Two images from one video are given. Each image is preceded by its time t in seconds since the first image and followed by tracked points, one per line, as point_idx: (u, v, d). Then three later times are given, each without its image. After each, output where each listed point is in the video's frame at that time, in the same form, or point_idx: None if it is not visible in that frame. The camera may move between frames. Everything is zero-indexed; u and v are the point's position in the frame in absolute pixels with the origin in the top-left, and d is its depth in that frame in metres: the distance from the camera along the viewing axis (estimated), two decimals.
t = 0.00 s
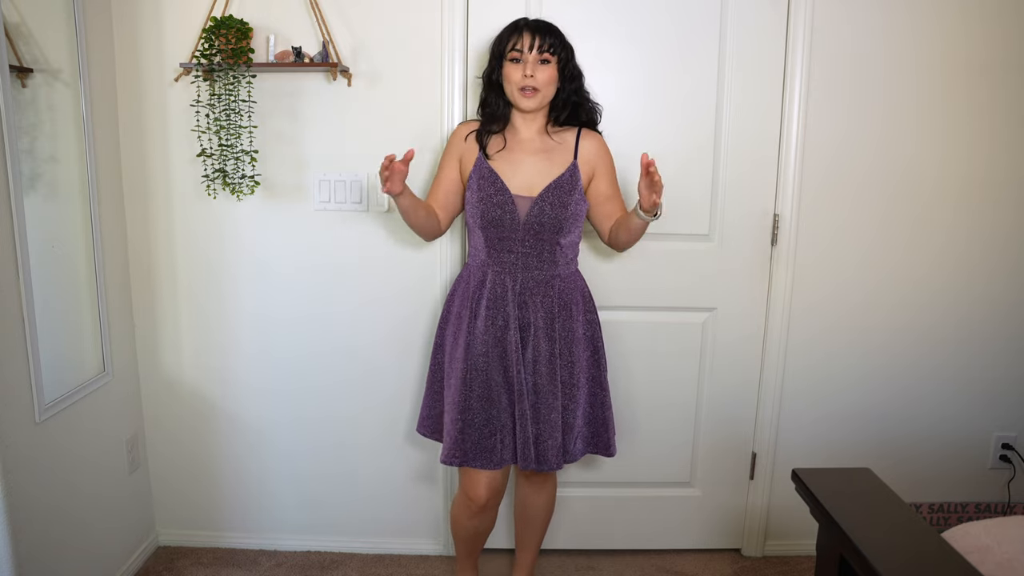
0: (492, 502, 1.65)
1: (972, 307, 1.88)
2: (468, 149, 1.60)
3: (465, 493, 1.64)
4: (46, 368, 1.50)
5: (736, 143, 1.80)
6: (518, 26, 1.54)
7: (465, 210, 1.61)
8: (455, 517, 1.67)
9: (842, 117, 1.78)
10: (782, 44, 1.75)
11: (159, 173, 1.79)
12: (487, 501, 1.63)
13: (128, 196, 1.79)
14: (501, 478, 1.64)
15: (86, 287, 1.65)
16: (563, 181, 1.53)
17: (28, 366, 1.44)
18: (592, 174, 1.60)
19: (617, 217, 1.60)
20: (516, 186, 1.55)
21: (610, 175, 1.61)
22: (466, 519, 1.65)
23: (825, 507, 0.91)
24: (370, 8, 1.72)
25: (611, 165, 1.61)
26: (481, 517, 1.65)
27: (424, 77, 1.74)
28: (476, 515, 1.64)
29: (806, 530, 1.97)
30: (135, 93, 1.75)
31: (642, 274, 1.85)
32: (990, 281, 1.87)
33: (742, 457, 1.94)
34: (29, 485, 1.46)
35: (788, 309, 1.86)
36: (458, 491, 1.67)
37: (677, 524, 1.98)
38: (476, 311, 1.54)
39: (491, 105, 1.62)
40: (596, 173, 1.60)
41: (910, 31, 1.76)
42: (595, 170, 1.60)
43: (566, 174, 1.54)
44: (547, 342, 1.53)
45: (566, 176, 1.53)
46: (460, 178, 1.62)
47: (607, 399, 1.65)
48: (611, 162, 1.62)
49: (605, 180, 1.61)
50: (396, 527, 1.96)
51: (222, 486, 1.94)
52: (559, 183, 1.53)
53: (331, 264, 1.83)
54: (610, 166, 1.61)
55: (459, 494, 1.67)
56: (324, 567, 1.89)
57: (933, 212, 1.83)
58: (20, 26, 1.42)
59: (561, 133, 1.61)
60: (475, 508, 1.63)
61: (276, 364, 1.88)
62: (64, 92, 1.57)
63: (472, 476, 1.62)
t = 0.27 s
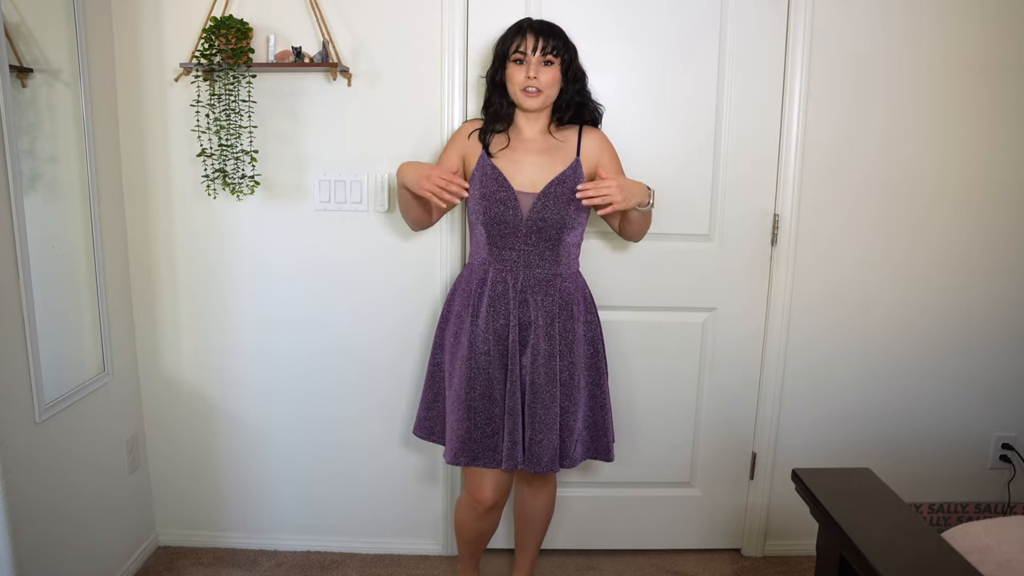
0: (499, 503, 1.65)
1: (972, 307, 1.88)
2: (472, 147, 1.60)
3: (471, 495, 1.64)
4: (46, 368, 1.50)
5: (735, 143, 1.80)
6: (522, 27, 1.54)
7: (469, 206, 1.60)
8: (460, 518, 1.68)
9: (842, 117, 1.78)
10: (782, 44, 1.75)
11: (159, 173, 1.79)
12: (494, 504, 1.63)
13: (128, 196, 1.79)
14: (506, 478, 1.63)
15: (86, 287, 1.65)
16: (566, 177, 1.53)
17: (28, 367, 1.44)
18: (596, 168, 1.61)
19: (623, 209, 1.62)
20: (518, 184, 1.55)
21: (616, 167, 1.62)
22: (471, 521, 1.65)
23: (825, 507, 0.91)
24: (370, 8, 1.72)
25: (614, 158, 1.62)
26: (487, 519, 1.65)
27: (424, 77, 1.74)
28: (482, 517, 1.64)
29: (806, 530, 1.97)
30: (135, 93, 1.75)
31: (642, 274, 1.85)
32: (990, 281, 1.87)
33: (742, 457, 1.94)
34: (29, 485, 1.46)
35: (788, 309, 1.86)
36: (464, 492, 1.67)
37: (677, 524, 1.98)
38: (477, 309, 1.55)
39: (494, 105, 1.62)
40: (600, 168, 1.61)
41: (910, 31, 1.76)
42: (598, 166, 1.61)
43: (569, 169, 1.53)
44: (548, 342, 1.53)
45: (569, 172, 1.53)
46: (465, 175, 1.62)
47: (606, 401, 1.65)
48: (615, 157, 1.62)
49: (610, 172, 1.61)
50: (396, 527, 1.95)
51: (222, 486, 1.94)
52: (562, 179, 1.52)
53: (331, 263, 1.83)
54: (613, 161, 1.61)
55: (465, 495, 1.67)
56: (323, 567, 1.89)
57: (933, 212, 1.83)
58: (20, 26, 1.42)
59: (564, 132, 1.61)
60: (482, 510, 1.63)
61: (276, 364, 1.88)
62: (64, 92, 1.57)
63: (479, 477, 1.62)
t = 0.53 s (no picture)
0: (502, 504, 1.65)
1: (972, 307, 1.88)
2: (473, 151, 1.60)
3: (474, 496, 1.64)
4: (46, 368, 1.50)
5: (735, 143, 1.80)
6: (523, 32, 1.54)
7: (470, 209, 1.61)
8: (462, 519, 1.68)
9: (842, 117, 1.78)
10: (782, 43, 1.75)
11: (159, 173, 1.79)
12: (497, 506, 1.63)
13: (128, 196, 1.79)
14: (511, 478, 1.64)
15: (86, 287, 1.65)
16: (566, 180, 1.54)
17: (28, 366, 1.44)
18: (595, 173, 1.61)
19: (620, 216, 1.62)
20: (519, 189, 1.55)
21: (613, 175, 1.62)
22: (474, 522, 1.65)
23: (825, 507, 0.91)
24: (370, 8, 1.72)
25: (613, 163, 1.62)
26: (490, 520, 1.65)
27: (424, 78, 1.74)
28: (485, 518, 1.64)
29: (806, 530, 1.97)
30: (135, 93, 1.75)
31: (642, 274, 1.85)
32: (990, 281, 1.87)
33: (742, 457, 1.94)
34: (29, 485, 1.45)
35: (788, 309, 1.86)
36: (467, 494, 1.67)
37: (677, 524, 1.98)
38: (479, 310, 1.54)
39: (495, 109, 1.62)
40: (598, 173, 1.61)
41: (910, 31, 1.76)
42: (597, 170, 1.61)
43: (569, 173, 1.55)
44: (549, 342, 1.53)
45: (569, 176, 1.54)
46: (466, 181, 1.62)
47: (607, 402, 1.65)
48: (614, 163, 1.63)
49: (608, 179, 1.61)
50: (397, 527, 1.96)
51: (222, 486, 1.94)
52: (561, 182, 1.54)
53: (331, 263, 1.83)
54: (613, 167, 1.62)
55: (468, 496, 1.67)
56: (324, 567, 1.89)
57: (933, 212, 1.83)
58: (20, 26, 1.42)
59: (565, 136, 1.61)
60: (485, 511, 1.63)
61: (276, 364, 1.88)
62: (64, 92, 1.57)
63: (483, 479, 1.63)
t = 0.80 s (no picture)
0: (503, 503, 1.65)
1: (972, 307, 1.88)
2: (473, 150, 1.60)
3: (475, 495, 1.64)
4: (46, 368, 1.50)
5: (736, 143, 1.80)
6: (522, 31, 1.54)
7: (471, 209, 1.61)
8: (462, 518, 1.68)
9: (842, 117, 1.78)
10: (782, 43, 1.75)
11: (159, 173, 1.79)
12: (498, 504, 1.63)
13: (128, 196, 1.79)
14: (511, 477, 1.64)
15: (86, 287, 1.65)
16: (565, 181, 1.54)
17: (27, 366, 1.44)
18: (595, 173, 1.61)
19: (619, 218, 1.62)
20: (520, 189, 1.55)
21: (613, 177, 1.62)
22: (474, 521, 1.65)
23: (825, 507, 0.91)
24: (370, 8, 1.72)
25: (613, 164, 1.62)
26: (490, 518, 1.65)
27: (424, 78, 1.74)
28: (485, 517, 1.65)
29: (806, 530, 1.97)
30: (135, 93, 1.75)
31: (642, 274, 1.85)
32: (990, 281, 1.87)
33: (742, 457, 1.94)
34: (29, 486, 1.45)
35: (788, 309, 1.86)
36: (467, 493, 1.67)
37: (677, 523, 1.98)
38: (479, 310, 1.54)
39: (495, 109, 1.62)
40: (598, 173, 1.61)
41: (910, 31, 1.76)
42: (597, 170, 1.61)
43: (570, 173, 1.55)
44: (550, 342, 1.53)
45: (569, 178, 1.54)
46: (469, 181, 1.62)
47: (608, 401, 1.65)
48: (614, 164, 1.63)
49: (607, 181, 1.62)
50: (396, 527, 1.96)
51: (222, 486, 1.94)
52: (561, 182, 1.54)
53: (331, 263, 1.83)
54: (612, 168, 1.62)
55: (468, 494, 1.67)
56: (324, 567, 1.89)
57: (933, 212, 1.83)
58: (20, 26, 1.42)
59: (565, 135, 1.61)
60: (485, 509, 1.63)
61: (276, 364, 1.88)
62: (65, 92, 1.57)
63: (484, 478, 1.63)
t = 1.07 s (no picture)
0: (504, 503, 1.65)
1: (972, 307, 1.88)
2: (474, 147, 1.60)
3: (476, 494, 1.64)
4: (46, 368, 1.50)
5: (736, 143, 1.80)
6: (522, 30, 1.54)
7: (472, 206, 1.60)
8: (463, 517, 1.68)
9: (842, 117, 1.78)
10: (782, 44, 1.76)
11: (159, 173, 1.79)
12: (499, 504, 1.63)
13: (128, 196, 1.79)
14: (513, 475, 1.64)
15: (86, 287, 1.65)
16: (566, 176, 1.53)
17: (27, 366, 1.44)
18: (594, 164, 1.59)
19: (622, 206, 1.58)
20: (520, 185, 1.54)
21: (614, 165, 1.60)
22: (475, 520, 1.65)
23: (825, 506, 0.91)
24: (370, 8, 1.72)
25: (613, 155, 1.60)
26: (490, 518, 1.65)
27: (424, 78, 1.74)
28: (486, 517, 1.65)
29: (806, 530, 1.97)
30: (134, 93, 1.75)
31: (643, 274, 1.85)
32: (990, 281, 1.87)
33: (742, 457, 1.94)
34: (29, 486, 1.45)
35: (788, 309, 1.86)
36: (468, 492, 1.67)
37: (677, 524, 1.98)
38: (481, 307, 1.54)
39: (496, 108, 1.62)
40: (598, 162, 1.59)
41: (910, 31, 1.76)
42: (596, 160, 1.59)
43: (569, 167, 1.54)
44: (551, 340, 1.53)
45: (569, 171, 1.53)
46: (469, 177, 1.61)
47: (608, 400, 1.65)
48: (613, 154, 1.61)
49: (607, 169, 1.59)
50: (396, 527, 1.96)
51: (222, 486, 1.94)
52: (561, 177, 1.53)
53: (331, 263, 1.83)
54: (613, 159, 1.60)
55: (469, 493, 1.67)
56: (324, 567, 1.89)
57: (933, 212, 1.83)
58: (21, 26, 1.42)
59: (565, 134, 1.61)
60: (486, 509, 1.63)
61: (276, 364, 1.88)
62: (65, 92, 1.57)
63: (485, 477, 1.62)
